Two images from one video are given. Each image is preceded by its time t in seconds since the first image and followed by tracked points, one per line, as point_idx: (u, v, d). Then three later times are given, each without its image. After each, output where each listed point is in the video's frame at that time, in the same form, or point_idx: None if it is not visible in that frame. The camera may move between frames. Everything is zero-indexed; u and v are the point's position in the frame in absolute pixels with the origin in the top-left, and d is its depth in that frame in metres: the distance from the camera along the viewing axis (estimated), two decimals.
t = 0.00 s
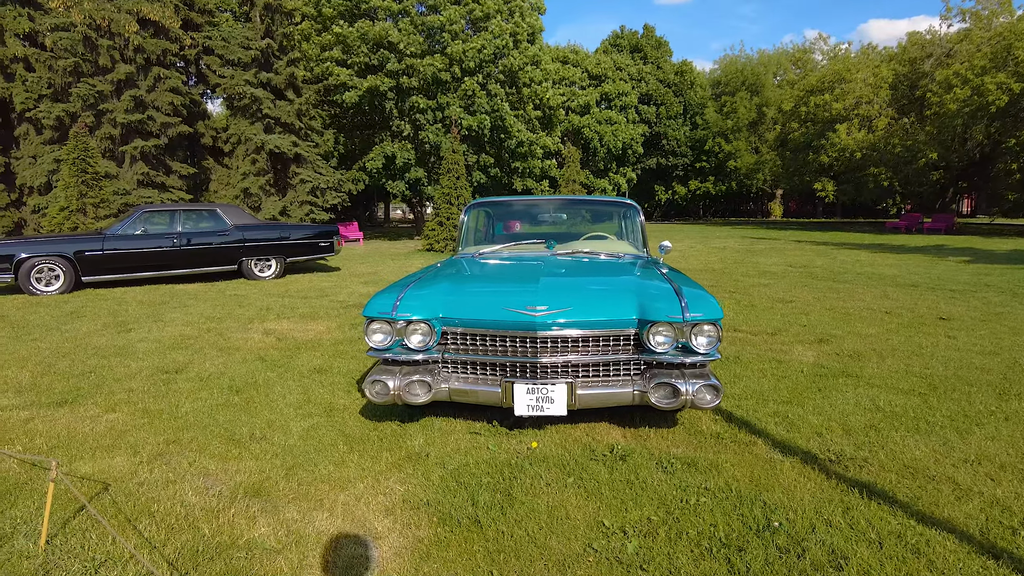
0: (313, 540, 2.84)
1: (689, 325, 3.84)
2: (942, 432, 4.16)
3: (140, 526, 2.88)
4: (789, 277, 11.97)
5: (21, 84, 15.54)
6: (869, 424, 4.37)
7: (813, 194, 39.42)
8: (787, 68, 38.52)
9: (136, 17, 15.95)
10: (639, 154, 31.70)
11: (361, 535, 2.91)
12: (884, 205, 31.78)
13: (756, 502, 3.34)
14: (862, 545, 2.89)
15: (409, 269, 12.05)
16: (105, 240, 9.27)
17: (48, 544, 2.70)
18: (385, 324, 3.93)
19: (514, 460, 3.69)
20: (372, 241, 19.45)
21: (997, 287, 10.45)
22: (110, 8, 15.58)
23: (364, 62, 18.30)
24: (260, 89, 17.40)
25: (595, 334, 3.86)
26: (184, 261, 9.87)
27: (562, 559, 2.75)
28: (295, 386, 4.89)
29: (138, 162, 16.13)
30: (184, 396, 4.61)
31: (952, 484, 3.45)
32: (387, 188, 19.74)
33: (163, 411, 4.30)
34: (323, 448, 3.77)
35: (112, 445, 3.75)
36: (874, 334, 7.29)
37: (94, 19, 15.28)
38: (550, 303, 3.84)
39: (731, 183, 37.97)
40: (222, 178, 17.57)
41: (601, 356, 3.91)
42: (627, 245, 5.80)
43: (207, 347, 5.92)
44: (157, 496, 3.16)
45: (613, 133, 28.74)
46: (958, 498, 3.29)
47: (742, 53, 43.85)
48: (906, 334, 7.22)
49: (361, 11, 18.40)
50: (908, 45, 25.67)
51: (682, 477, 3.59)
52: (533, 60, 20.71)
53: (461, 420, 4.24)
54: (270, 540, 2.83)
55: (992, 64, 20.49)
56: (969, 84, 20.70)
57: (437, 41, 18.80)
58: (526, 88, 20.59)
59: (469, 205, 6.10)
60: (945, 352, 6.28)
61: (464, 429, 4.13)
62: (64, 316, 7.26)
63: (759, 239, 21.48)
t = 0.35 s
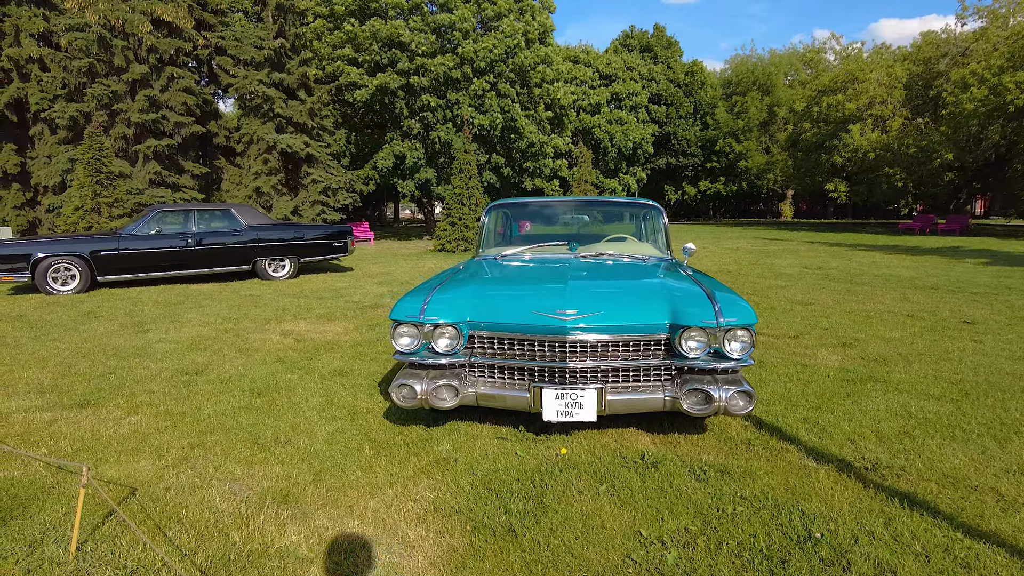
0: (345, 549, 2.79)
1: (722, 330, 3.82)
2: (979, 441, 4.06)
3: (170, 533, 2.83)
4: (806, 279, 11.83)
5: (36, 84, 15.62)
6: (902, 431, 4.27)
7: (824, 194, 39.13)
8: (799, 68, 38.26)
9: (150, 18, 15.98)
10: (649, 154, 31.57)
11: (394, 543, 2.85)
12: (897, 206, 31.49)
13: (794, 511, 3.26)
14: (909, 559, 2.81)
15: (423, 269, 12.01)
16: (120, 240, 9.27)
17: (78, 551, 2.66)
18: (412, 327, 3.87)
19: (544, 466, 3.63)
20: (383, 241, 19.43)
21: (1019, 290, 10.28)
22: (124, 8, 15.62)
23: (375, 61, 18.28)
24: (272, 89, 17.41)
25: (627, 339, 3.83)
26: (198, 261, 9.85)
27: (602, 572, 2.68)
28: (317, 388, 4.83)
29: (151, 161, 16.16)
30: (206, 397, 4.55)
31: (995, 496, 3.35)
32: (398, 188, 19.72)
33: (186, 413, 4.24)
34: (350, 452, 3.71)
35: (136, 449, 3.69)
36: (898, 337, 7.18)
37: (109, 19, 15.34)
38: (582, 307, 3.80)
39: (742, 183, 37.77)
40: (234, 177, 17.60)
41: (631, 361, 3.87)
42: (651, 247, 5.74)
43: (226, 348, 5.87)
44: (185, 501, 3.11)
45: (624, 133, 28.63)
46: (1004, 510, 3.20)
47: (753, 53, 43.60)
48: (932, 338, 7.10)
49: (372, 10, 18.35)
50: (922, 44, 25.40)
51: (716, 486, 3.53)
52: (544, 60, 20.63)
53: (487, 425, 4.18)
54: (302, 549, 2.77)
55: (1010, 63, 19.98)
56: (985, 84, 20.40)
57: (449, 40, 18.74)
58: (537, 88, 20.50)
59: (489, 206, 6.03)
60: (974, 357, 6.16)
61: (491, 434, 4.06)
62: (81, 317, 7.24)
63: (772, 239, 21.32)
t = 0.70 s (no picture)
0: (371, 560, 2.72)
1: (750, 336, 3.77)
2: (1012, 449, 3.97)
3: (192, 542, 2.78)
4: (819, 283, 11.73)
5: (47, 88, 15.67)
6: (932, 439, 4.17)
7: (832, 197, 38.93)
8: (806, 70, 38.13)
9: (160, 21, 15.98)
10: (656, 156, 31.49)
11: (421, 554, 2.79)
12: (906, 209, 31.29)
13: (826, 521, 3.18)
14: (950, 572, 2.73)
15: (433, 272, 11.97)
16: (131, 243, 9.26)
17: (100, 560, 2.60)
18: (433, 332, 3.81)
19: (568, 474, 3.57)
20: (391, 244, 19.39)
21: None
22: (135, 12, 15.66)
23: (383, 64, 18.28)
24: (281, 92, 17.49)
25: (652, 345, 3.78)
26: (209, 265, 9.83)
27: None
28: (333, 393, 4.77)
29: (161, 164, 16.19)
30: (222, 401, 4.48)
31: None
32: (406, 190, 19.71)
33: (202, 417, 4.18)
34: (370, 459, 3.65)
35: (153, 454, 3.63)
36: (917, 342, 7.07)
37: (120, 23, 15.41)
38: (606, 313, 3.76)
39: (749, 186, 37.63)
40: (242, 180, 17.61)
41: (656, 367, 3.83)
42: (669, 250, 5.67)
43: (240, 352, 5.82)
44: (206, 509, 3.05)
45: (632, 135, 28.57)
46: None
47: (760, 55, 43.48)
48: (952, 343, 6.99)
49: (380, 12, 18.35)
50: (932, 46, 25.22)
51: (744, 495, 3.46)
52: (553, 63, 20.60)
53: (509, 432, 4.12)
54: (327, 560, 2.71)
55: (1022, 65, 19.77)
56: (997, 86, 20.20)
57: (457, 43, 18.72)
58: (545, 91, 20.48)
59: (505, 209, 5.98)
60: (997, 363, 6.05)
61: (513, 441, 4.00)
62: (94, 320, 7.21)
63: (780, 242, 21.22)
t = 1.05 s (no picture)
0: (393, 567, 2.65)
1: (777, 338, 3.69)
2: None
3: (210, 548, 2.71)
4: (833, 285, 11.61)
5: (60, 92, 15.76)
6: (964, 444, 4.05)
7: (842, 199, 38.67)
8: (816, 72, 37.99)
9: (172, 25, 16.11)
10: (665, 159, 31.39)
11: (444, 561, 2.72)
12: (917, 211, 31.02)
13: (860, 528, 3.08)
14: None
15: (443, 275, 11.91)
16: (143, 245, 9.27)
17: (117, 567, 2.54)
18: (452, 333, 3.73)
19: (591, 481, 3.49)
20: (401, 246, 19.38)
21: None
22: (147, 16, 15.79)
23: (393, 67, 18.36)
24: (291, 95, 17.44)
25: (675, 347, 3.70)
26: (219, 267, 9.81)
27: None
28: (348, 396, 4.70)
29: (172, 167, 16.22)
30: (237, 403, 4.41)
31: None
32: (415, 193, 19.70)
33: (217, 420, 4.11)
34: (388, 464, 3.57)
35: (168, 458, 3.56)
36: (939, 344, 6.93)
37: (132, 27, 15.51)
38: (630, 314, 3.68)
39: (758, 188, 37.44)
40: (252, 183, 17.64)
41: (680, 370, 3.75)
42: (689, 252, 5.59)
43: (254, 354, 5.77)
44: (223, 514, 2.98)
45: (641, 137, 28.51)
46: None
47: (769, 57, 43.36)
48: (975, 346, 6.85)
49: (389, 15, 18.46)
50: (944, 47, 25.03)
51: (774, 502, 3.36)
52: (562, 66, 20.62)
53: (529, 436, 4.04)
54: (348, 568, 2.64)
55: None
56: (1010, 86, 19.98)
57: (467, 46, 18.72)
58: (555, 94, 20.46)
59: (521, 211, 5.91)
60: None
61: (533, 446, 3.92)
62: (105, 322, 7.18)
63: (791, 244, 21.07)
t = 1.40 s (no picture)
0: None
1: (817, 345, 3.55)
2: None
3: (235, 560, 2.63)
4: (856, 288, 11.38)
5: (80, 94, 15.91)
6: (1010, 456, 3.89)
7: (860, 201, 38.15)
8: (834, 73, 37.55)
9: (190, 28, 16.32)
10: (680, 160, 31.16)
11: None
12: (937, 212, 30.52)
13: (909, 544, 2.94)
14: None
15: (460, 276, 11.84)
16: (161, 247, 9.29)
17: None
18: (479, 338, 3.62)
19: (624, 492, 3.38)
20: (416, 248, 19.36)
21: None
22: (165, 19, 15.98)
23: (409, 70, 18.46)
24: (307, 97, 17.39)
25: (709, 354, 3.58)
26: (236, 268, 9.80)
27: None
28: (369, 400, 4.61)
29: (189, 170, 16.30)
30: (258, 408, 4.33)
31: None
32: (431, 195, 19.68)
33: (238, 425, 4.04)
34: (414, 472, 3.48)
35: (190, 464, 3.48)
36: (973, 350, 6.71)
37: (151, 30, 15.54)
38: (664, 319, 3.56)
39: (775, 189, 37.06)
40: (268, 184, 17.71)
41: (713, 377, 3.63)
42: (717, 255, 5.48)
43: (273, 357, 5.70)
44: (247, 524, 2.90)
45: (657, 137, 28.32)
46: None
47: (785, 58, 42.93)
48: (1011, 351, 6.62)
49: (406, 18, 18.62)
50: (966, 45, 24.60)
51: (815, 514, 3.23)
52: (578, 67, 20.52)
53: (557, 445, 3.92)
54: None
55: None
56: None
57: (482, 48, 18.68)
58: (570, 95, 20.36)
59: (544, 211, 5.76)
60: None
61: (562, 455, 3.80)
62: (125, 323, 7.17)
63: (809, 246, 20.77)
